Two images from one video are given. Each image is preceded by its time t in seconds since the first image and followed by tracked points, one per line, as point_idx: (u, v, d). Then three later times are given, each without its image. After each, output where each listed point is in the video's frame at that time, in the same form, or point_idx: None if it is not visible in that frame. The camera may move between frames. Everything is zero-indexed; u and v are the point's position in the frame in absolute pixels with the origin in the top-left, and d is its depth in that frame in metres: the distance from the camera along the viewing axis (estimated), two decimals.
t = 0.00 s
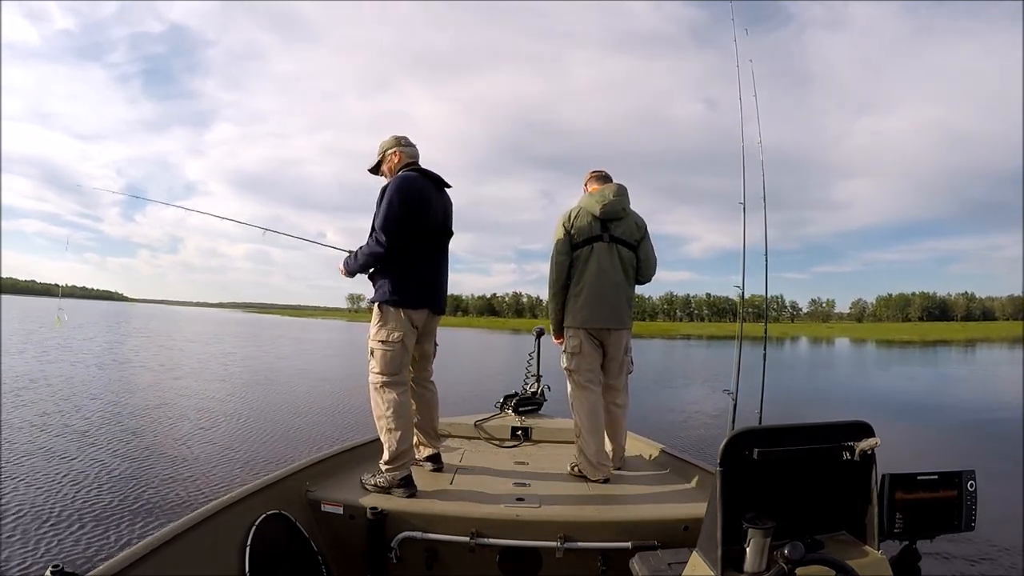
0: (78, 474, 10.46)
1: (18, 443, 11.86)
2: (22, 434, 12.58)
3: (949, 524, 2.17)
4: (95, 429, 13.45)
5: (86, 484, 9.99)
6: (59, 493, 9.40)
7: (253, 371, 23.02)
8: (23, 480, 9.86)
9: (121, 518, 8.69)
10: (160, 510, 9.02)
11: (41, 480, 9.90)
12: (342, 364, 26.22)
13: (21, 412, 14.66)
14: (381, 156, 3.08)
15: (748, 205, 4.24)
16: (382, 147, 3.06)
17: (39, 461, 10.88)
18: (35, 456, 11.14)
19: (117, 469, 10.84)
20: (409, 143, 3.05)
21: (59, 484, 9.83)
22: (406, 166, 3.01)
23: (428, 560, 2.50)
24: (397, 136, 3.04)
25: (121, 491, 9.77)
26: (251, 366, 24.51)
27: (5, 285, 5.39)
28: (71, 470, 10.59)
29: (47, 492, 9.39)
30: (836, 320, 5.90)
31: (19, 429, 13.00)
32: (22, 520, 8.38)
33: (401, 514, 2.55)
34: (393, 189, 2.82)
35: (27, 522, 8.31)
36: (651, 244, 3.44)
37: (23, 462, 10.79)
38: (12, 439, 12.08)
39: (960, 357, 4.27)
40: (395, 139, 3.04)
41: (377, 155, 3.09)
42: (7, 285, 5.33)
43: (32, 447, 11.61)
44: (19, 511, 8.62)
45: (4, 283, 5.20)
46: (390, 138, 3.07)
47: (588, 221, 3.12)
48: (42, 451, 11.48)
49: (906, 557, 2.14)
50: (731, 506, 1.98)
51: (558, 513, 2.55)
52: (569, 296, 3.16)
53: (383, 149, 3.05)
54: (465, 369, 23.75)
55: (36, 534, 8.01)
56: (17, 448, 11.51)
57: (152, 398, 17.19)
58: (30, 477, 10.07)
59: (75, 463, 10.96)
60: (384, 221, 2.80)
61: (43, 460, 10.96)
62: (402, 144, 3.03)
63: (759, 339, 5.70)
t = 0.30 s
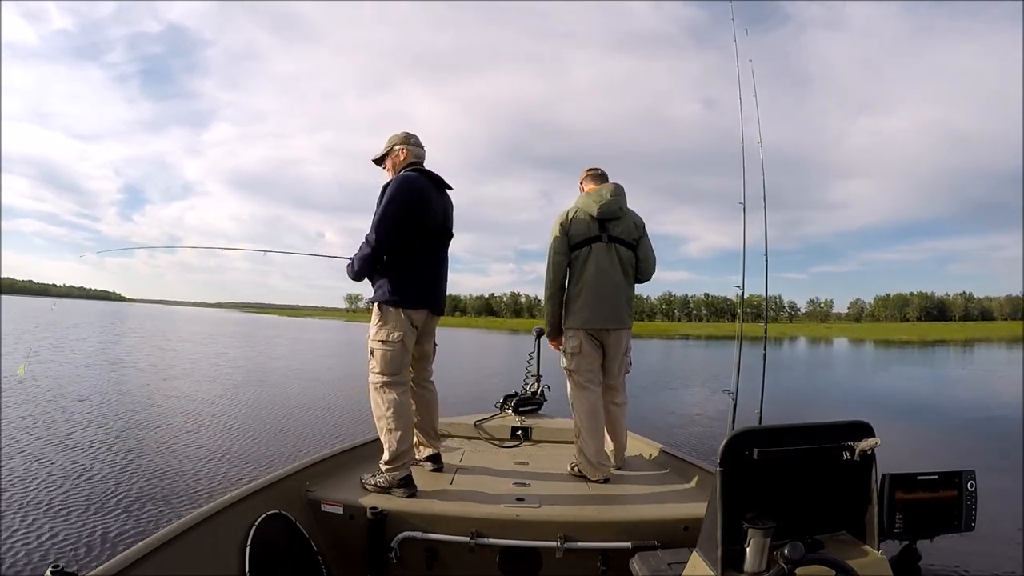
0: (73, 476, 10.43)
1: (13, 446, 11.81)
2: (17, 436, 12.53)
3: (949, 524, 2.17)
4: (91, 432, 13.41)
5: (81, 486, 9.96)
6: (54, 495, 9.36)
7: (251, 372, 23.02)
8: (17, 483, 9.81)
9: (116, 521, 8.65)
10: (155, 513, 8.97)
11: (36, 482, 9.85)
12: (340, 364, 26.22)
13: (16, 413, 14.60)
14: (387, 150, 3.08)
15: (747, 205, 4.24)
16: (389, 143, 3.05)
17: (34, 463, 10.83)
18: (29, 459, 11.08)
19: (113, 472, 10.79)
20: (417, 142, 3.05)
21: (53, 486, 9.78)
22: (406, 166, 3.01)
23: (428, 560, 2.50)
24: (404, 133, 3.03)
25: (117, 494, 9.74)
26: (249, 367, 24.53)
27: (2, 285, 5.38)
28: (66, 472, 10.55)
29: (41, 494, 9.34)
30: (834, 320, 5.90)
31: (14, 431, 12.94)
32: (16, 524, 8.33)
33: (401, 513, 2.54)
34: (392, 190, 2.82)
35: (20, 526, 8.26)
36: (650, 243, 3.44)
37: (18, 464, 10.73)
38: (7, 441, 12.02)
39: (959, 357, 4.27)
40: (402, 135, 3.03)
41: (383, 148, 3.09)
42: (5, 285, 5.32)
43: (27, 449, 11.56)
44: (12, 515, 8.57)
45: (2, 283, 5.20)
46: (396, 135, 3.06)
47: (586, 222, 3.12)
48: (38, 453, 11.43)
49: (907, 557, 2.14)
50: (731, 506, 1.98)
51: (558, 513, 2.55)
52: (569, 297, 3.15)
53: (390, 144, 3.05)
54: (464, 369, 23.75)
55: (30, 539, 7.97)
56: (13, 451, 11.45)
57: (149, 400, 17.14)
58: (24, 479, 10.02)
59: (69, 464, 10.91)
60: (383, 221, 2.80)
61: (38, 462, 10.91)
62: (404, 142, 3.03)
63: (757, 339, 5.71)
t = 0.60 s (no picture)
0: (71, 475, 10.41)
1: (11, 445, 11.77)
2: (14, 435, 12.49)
3: (949, 524, 2.17)
4: (91, 431, 13.43)
5: (80, 485, 9.95)
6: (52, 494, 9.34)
7: (250, 372, 23.01)
8: (15, 481, 9.78)
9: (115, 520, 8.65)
10: (154, 512, 8.97)
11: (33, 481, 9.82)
12: (339, 364, 26.22)
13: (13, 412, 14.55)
14: (387, 151, 3.08)
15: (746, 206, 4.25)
16: (389, 143, 3.05)
17: (31, 463, 10.79)
18: (26, 458, 11.05)
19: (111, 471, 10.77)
20: (417, 142, 3.05)
21: (51, 485, 9.76)
22: (407, 165, 3.01)
23: (428, 560, 2.50)
24: (405, 133, 3.03)
25: (115, 493, 9.73)
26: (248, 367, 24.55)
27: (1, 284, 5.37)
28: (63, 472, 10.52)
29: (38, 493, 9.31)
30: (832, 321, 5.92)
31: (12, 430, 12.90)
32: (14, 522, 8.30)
33: (401, 513, 2.54)
34: (394, 190, 2.82)
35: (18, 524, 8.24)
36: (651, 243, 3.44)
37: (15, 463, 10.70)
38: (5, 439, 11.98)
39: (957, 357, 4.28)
40: (402, 135, 3.03)
41: (383, 149, 3.09)
42: (3, 284, 5.32)
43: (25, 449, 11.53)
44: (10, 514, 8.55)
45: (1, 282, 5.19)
46: (396, 135, 3.06)
47: (589, 221, 3.12)
48: (35, 453, 11.41)
49: (907, 557, 2.14)
50: (731, 506, 1.98)
51: (558, 513, 2.55)
52: (570, 296, 3.15)
53: (391, 144, 3.05)
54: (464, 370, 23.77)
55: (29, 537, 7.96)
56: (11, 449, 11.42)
57: (146, 400, 17.11)
58: (22, 477, 10.00)
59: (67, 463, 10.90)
60: (384, 220, 2.80)
61: (36, 461, 10.89)
62: (406, 141, 3.03)
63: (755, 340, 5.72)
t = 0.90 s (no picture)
0: (66, 481, 10.35)
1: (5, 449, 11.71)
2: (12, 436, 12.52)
3: (948, 525, 2.17)
4: (91, 433, 13.48)
5: (75, 488, 9.90)
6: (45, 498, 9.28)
7: (248, 372, 23.02)
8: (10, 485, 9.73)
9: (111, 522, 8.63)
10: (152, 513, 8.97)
11: (30, 484, 9.81)
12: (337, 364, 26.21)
13: (10, 414, 14.49)
14: (386, 151, 3.08)
15: (745, 207, 4.25)
16: (388, 142, 3.05)
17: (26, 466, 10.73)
18: (24, 460, 11.08)
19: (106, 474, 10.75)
20: (416, 141, 3.04)
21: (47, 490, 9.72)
22: (406, 165, 3.01)
23: (428, 560, 2.50)
24: (404, 132, 3.03)
25: (111, 496, 9.70)
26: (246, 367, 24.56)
27: None
28: (60, 477, 10.47)
29: (36, 495, 9.31)
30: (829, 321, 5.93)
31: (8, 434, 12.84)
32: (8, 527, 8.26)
33: (401, 513, 2.54)
34: (394, 189, 2.82)
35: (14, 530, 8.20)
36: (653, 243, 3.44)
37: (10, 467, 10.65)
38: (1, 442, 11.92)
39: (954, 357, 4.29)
40: (401, 134, 3.03)
41: (382, 149, 3.09)
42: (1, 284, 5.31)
43: (21, 453, 11.46)
44: (7, 517, 8.55)
45: None
46: (395, 134, 3.06)
47: (591, 221, 3.12)
48: (31, 457, 11.36)
49: (906, 557, 2.14)
50: (731, 506, 1.98)
51: (558, 513, 2.55)
52: (572, 296, 3.15)
53: (389, 143, 3.05)
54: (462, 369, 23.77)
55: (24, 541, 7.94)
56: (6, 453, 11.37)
57: (143, 401, 17.10)
58: (18, 481, 9.96)
59: (64, 466, 10.86)
60: (383, 219, 2.80)
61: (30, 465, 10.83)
62: (404, 140, 3.02)
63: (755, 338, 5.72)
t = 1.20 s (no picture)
0: (66, 480, 10.36)
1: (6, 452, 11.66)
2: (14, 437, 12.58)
3: (949, 524, 2.17)
4: (91, 432, 13.53)
5: (75, 490, 9.85)
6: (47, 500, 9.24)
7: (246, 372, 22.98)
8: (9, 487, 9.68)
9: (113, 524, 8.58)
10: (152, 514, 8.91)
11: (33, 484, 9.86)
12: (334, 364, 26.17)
13: (9, 415, 14.50)
14: (382, 151, 3.07)
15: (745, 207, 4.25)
16: (384, 143, 3.05)
17: (26, 469, 10.67)
18: (26, 460, 11.13)
19: (108, 476, 10.72)
20: (411, 141, 3.04)
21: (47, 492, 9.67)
22: (403, 165, 3.00)
23: (428, 560, 2.50)
24: (399, 133, 3.03)
25: (112, 497, 9.65)
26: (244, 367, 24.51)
27: None
28: (60, 476, 10.49)
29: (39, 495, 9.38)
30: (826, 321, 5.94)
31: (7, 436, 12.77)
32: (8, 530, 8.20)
33: (401, 513, 2.54)
34: (392, 190, 2.82)
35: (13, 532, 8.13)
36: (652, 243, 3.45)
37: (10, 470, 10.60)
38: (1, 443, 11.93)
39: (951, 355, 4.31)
40: (397, 135, 3.03)
41: (378, 150, 3.08)
42: None
43: (19, 454, 11.46)
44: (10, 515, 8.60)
45: None
46: (392, 134, 3.06)
47: (592, 222, 3.13)
48: (30, 459, 11.31)
49: (907, 557, 2.14)
50: (731, 506, 1.98)
51: (558, 513, 2.55)
52: (573, 295, 3.15)
53: (385, 144, 3.04)
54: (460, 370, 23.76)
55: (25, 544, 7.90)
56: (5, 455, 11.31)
57: (143, 402, 17.06)
58: (18, 482, 9.97)
59: (63, 468, 10.80)
60: (381, 219, 2.79)
61: (31, 467, 10.78)
62: (401, 141, 3.02)
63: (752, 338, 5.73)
